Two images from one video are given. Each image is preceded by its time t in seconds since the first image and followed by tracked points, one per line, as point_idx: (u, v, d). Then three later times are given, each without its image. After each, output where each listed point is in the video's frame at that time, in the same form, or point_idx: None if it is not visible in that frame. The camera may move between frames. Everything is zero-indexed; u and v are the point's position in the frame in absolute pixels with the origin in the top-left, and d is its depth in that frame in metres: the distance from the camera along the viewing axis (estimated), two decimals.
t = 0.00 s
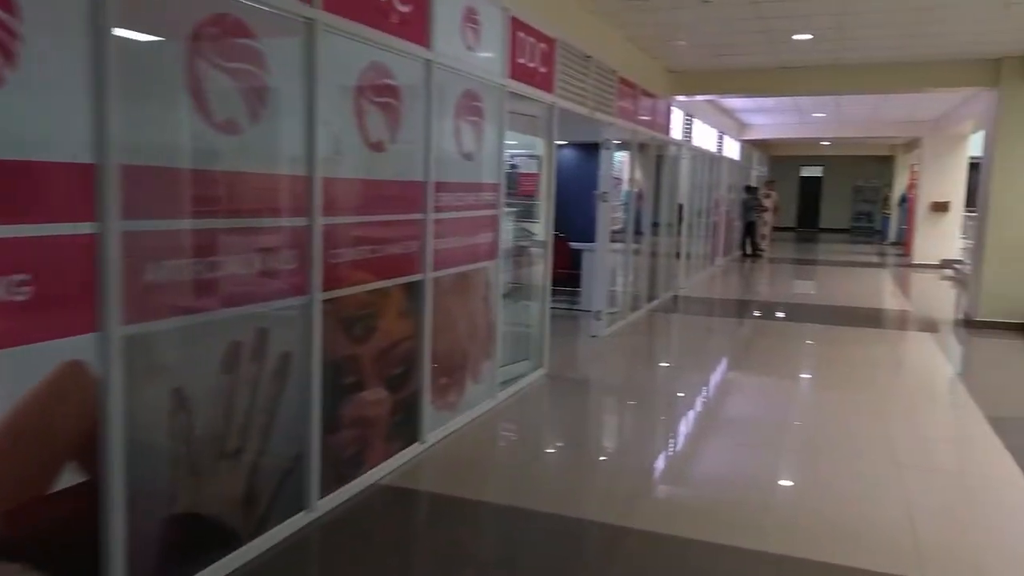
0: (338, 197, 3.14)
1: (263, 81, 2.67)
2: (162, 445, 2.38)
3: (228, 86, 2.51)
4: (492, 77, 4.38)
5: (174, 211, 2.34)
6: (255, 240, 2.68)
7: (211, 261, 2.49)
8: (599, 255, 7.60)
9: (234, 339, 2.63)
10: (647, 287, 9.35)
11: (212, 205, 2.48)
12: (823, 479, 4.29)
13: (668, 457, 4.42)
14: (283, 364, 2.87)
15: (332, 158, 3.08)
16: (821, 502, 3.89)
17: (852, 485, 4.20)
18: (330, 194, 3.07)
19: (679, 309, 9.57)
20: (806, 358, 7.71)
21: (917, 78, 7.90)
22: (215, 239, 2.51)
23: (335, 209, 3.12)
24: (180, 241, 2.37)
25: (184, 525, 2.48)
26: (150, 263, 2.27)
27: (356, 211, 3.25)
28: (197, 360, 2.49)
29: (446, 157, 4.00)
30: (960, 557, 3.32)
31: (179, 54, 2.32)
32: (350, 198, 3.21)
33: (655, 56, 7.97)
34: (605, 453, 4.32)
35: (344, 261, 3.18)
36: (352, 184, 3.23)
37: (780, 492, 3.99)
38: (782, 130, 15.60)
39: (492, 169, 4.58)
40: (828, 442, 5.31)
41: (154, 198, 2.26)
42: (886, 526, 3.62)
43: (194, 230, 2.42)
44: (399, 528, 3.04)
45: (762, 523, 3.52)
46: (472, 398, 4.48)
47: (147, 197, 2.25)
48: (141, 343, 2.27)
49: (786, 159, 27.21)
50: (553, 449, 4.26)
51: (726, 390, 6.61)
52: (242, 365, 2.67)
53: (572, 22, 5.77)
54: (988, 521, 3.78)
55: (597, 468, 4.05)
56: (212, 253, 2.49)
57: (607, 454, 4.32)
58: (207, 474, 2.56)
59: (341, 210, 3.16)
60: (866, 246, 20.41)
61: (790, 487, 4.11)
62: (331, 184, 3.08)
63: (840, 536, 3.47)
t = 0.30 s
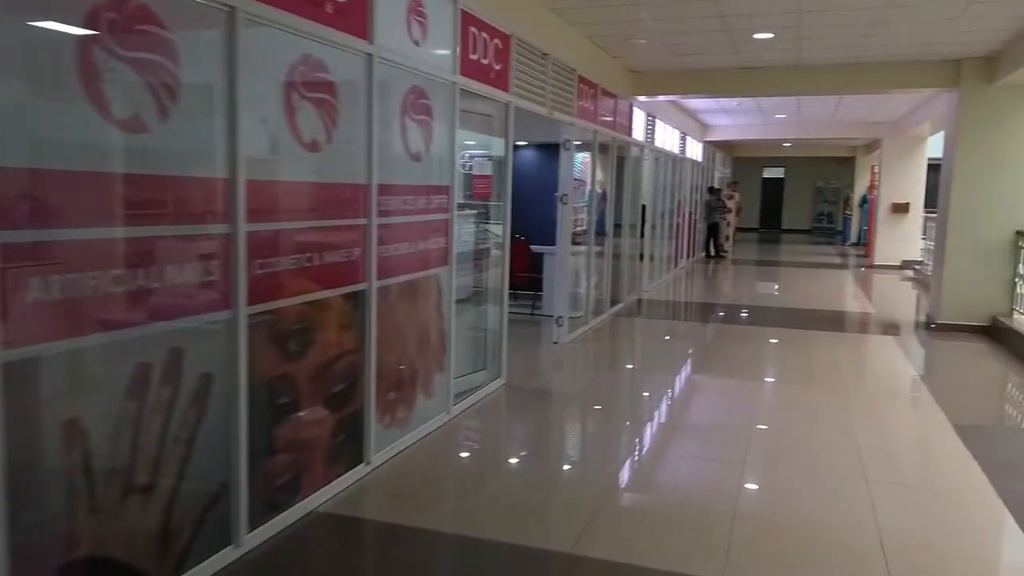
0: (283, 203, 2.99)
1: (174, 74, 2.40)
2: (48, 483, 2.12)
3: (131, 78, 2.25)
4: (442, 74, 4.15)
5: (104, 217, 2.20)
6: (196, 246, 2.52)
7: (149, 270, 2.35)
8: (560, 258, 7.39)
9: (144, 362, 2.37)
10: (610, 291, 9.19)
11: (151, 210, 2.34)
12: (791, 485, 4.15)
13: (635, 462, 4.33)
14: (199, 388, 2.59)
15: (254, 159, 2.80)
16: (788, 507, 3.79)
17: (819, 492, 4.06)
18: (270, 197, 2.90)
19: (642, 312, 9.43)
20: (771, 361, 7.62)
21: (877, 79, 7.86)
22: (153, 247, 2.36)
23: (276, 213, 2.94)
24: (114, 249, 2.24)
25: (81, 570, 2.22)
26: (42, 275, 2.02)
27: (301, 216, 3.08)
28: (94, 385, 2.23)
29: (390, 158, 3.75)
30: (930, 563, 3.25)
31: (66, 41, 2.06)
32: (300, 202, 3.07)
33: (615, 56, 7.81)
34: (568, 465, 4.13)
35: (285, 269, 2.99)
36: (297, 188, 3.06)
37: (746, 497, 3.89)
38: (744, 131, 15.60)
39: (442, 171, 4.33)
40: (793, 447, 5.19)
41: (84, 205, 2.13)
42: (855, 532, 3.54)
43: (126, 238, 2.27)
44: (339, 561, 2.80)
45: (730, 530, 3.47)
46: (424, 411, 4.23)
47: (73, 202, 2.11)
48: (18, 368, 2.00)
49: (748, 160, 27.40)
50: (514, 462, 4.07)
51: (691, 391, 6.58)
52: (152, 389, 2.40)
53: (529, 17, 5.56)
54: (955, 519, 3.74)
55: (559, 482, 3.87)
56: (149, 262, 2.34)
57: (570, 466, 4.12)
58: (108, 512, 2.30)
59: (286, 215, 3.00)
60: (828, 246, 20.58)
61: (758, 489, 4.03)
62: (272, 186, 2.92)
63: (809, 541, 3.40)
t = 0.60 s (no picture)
0: (259, 201, 2.93)
1: (86, 55, 2.14)
2: None
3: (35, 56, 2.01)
4: (404, 64, 3.92)
5: (45, 215, 2.06)
6: (139, 247, 2.35)
7: (96, 273, 2.20)
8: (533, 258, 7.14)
9: (62, 375, 2.15)
10: (585, 292, 8.99)
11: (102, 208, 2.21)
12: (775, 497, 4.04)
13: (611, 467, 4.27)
14: (121, 409, 2.34)
15: (185, 151, 2.53)
16: (768, 515, 3.77)
17: (800, 502, 3.98)
18: (221, 195, 2.71)
19: (618, 314, 9.24)
20: (749, 362, 7.46)
21: (854, 75, 7.74)
22: (100, 248, 2.21)
23: (229, 212, 2.75)
24: (56, 249, 2.10)
25: None
26: None
27: (254, 213, 2.87)
28: None
29: (345, 151, 3.50)
30: (916, 574, 3.22)
31: None
32: (257, 200, 2.89)
33: (589, 51, 7.62)
34: (542, 471, 3.99)
35: (237, 272, 2.78)
36: (254, 184, 2.88)
37: (724, 506, 3.82)
38: (720, 130, 15.51)
39: (406, 168, 4.08)
40: (773, 452, 5.03)
41: (24, 200, 2.00)
42: (842, 543, 3.51)
43: (72, 236, 2.13)
44: None
45: (713, 539, 3.39)
46: (387, 421, 3.98)
47: (13, 197, 1.98)
48: None
49: (723, 161, 27.42)
50: (488, 469, 3.93)
51: (667, 392, 6.47)
52: (67, 404, 2.17)
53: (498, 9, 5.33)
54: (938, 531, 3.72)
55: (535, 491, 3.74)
56: (96, 264, 2.19)
57: (545, 472, 3.99)
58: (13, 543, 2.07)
59: (261, 214, 2.93)
60: (802, 246, 20.60)
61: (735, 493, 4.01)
62: (223, 182, 2.73)
63: (795, 552, 3.36)
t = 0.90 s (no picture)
0: (224, 203, 2.78)
1: None
2: None
3: None
4: (365, 57, 3.66)
5: None
6: (50, 260, 2.10)
7: (44, 281, 2.09)
8: (508, 262, 6.86)
9: None
10: (561, 296, 8.75)
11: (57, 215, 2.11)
12: (761, 507, 3.91)
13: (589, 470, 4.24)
14: (28, 443, 2.09)
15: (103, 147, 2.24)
16: (747, 518, 3.75)
17: (782, 508, 3.92)
18: (168, 199, 2.49)
19: (595, 318, 9.02)
20: (730, 367, 7.28)
21: (833, 74, 7.59)
22: (50, 255, 2.11)
23: (176, 218, 2.52)
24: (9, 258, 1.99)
25: None
26: None
27: (203, 219, 2.65)
28: None
29: (298, 151, 3.22)
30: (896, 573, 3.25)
31: None
32: (217, 204, 2.73)
33: (564, 48, 7.40)
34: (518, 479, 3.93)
35: (182, 282, 2.54)
36: (213, 186, 2.71)
37: (704, 510, 3.80)
38: (697, 130, 15.37)
39: (368, 170, 3.80)
40: (757, 460, 4.83)
41: None
42: (822, 544, 3.52)
43: (22, 245, 2.02)
44: None
45: (699, 549, 3.31)
46: (348, 441, 3.71)
47: None
48: None
49: (699, 161, 27.39)
50: (463, 478, 3.85)
51: (646, 394, 6.38)
52: None
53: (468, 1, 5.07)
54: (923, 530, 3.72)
55: (511, 499, 3.66)
56: (44, 272, 2.08)
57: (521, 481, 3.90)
58: None
59: (226, 217, 2.78)
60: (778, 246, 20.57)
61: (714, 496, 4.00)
62: (170, 185, 2.50)
63: (782, 560, 3.30)
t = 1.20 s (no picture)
0: (191, 206, 2.67)
1: None
2: None
3: None
4: (321, 50, 3.42)
5: None
6: None
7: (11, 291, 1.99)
8: (481, 266, 6.61)
9: None
10: (537, 300, 8.55)
11: (18, 220, 2.00)
12: (744, 519, 3.76)
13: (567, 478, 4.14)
14: None
15: (15, 146, 2.00)
16: (727, 522, 3.71)
17: (765, 516, 3.82)
18: (110, 202, 2.29)
19: (572, 323, 8.82)
20: (709, 372, 7.11)
21: (813, 74, 7.46)
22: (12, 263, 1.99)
23: (118, 223, 2.33)
24: None
25: None
26: None
27: (151, 224, 2.46)
28: None
29: (247, 151, 2.97)
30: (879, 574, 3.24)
31: None
32: (183, 207, 2.61)
33: (538, 46, 7.20)
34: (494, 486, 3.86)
35: (125, 293, 2.36)
36: (179, 190, 2.60)
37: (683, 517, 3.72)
38: (673, 132, 15.26)
39: (325, 171, 3.56)
40: (737, 469, 4.65)
41: None
42: (805, 547, 3.48)
43: None
44: None
45: (683, 560, 3.23)
46: (305, 462, 3.47)
47: None
48: None
49: (675, 163, 27.36)
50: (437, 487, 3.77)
51: (624, 398, 6.26)
52: None
53: None
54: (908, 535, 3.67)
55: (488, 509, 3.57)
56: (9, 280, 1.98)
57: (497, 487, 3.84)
58: None
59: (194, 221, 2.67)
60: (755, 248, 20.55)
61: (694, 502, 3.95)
62: (113, 187, 2.30)
63: (766, 571, 3.21)
